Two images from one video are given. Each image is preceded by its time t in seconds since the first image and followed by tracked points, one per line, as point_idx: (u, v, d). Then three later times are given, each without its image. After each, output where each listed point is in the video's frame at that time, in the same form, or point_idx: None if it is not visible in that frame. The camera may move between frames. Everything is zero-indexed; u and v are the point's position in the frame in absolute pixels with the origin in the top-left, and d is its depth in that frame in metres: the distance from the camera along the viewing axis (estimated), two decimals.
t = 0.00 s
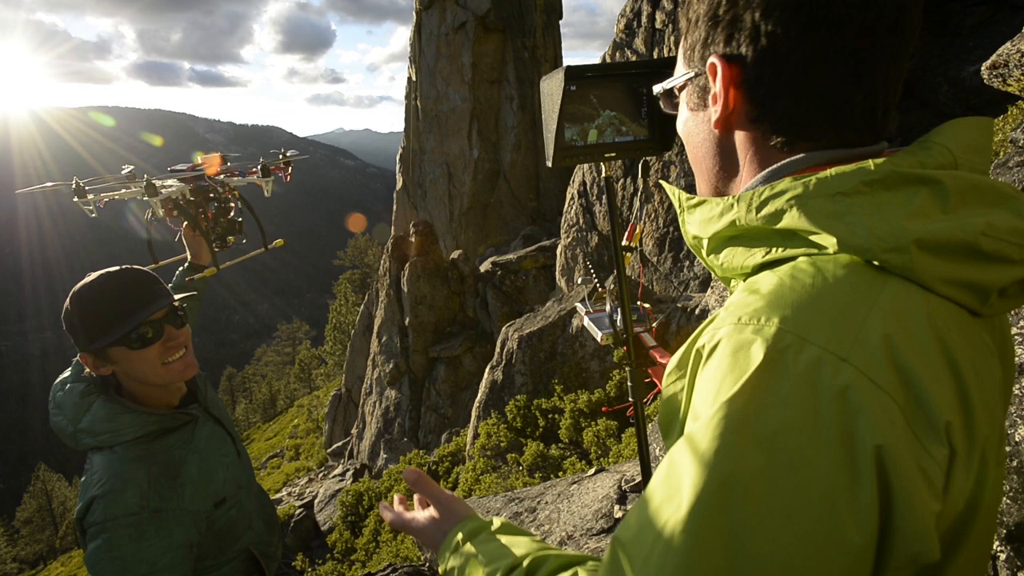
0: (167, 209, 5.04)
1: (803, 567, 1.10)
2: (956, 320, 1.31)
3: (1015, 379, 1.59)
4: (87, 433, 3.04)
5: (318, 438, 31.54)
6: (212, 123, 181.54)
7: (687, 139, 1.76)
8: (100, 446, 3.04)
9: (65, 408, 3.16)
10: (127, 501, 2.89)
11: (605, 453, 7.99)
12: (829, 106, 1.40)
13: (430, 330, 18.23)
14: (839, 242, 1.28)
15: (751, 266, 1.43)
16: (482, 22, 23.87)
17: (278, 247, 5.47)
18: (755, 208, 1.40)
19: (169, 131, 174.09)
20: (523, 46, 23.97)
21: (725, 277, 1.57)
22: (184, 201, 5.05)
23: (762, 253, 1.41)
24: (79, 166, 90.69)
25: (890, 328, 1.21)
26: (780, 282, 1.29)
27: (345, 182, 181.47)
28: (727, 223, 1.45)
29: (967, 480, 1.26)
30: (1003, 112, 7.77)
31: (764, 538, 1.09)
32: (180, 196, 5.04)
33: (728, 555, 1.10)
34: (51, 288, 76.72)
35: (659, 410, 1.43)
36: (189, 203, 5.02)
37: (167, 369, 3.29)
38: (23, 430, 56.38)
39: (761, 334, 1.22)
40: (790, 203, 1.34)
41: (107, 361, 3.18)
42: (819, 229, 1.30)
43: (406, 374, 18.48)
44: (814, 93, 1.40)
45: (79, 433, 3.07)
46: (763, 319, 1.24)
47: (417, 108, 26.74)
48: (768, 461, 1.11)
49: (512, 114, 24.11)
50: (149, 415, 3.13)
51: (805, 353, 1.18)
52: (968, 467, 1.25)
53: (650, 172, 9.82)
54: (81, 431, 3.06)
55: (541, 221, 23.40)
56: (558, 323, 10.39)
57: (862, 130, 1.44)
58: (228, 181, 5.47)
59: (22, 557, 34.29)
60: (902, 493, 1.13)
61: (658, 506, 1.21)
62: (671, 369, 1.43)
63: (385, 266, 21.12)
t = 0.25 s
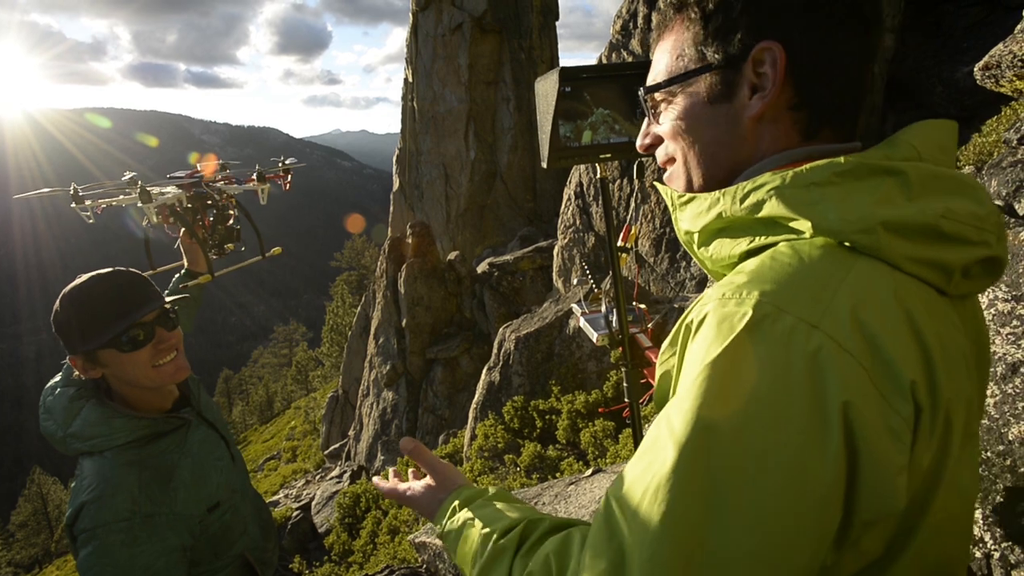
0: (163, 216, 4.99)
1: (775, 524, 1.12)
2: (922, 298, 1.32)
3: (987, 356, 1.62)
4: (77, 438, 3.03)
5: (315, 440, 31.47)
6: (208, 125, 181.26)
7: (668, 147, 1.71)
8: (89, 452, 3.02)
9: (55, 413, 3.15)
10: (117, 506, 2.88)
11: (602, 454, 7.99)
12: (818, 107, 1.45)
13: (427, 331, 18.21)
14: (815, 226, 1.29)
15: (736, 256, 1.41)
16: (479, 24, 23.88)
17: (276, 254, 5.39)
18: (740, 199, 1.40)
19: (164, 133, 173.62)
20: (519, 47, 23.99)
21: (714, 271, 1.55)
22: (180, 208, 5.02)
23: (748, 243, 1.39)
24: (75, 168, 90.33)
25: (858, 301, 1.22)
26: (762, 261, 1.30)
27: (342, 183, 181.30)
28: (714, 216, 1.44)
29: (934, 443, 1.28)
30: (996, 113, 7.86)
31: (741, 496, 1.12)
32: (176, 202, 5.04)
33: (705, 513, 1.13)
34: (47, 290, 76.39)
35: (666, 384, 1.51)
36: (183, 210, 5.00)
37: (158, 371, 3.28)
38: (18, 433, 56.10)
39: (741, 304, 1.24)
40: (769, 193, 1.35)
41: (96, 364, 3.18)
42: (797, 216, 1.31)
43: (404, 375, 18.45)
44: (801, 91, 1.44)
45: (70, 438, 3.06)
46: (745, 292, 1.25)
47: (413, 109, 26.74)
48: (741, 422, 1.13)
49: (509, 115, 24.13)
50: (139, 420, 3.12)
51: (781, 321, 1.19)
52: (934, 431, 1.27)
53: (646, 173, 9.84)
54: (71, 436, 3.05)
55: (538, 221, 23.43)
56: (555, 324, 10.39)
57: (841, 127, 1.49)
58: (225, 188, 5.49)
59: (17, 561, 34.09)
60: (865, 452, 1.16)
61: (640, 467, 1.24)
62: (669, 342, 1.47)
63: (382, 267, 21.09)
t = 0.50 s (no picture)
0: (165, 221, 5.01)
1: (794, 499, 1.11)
2: (910, 282, 1.35)
3: (972, 340, 1.66)
4: (70, 437, 3.04)
5: (315, 440, 31.43)
6: (208, 125, 181.25)
7: (662, 155, 1.72)
8: (83, 452, 3.03)
9: (50, 413, 3.17)
10: (108, 506, 2.88)
11: (602, 455, 7.99)
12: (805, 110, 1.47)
13: (427, 332, 18.20)
14: (806, 218, 1.31)
15: (731, 250, 1.41)
16: (478, 24, 23.90)
17: (277, 259, 5.36)
18: (733, 197, 1.41)
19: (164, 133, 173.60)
20: (519, 48, 24.02)
21: (709, 271, 1.55)
22: (181, 213, 4.99)
23: (742, 237, 1.40)
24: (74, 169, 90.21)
25: (849, 281, 1.24)
26: (757, 250, 1.32)
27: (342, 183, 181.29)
28: (709, 213, 1.45)
29: (928, 414, 1.31)
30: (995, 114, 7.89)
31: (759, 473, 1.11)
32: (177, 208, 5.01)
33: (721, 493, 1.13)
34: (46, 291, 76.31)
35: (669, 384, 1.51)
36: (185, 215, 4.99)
37: (152, 374, 3.28)
38: (17, 435, 56.00)
39: (740, 290, 1.26)
40: (761, 188, 1.37)
41: (88, 366, 3.17)
42: (790, 209, 1.32)
43: (404, 376, 18.45)
44: (790, 96, 1.46)
45: (63, 438, 3.07)
46: (740, 281, 1.27)
47: (413, 110, 26.74)
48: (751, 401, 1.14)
49: (509, 116, 24.14)
50: (133, 420, 3.13)
51: (777, 303, 1.21)
52: (930, 403, 1.29)
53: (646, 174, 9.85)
54: (63, 436, 3.06)
55: (538, 222, 23.44)
56: (555, 325, 10.39)
57: (828, 127, 1.52)
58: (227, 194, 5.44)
59: (17, 562, 34.00)
60: (868, 421, 1.17)
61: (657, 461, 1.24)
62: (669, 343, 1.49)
63: (382, 268, 21.08)
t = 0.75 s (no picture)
0: (168, 225, 4.96)
1: (840, 488, 1.13)
2: (907, 275, 1.37)
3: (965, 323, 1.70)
4: (67, 435, 3.05)
5: (316, 441, 31.41)
6: (209, 126, 181.29)
7: (654, 161, 1.74)
8: (79, 450, 3.03)
9: (48, 412, 3.18)
10: (102, 504, 2.87)
11: (602, 455, 7.99)
12: (784, 115, 1.48)
13: (427, 333, 18.19)
14: (802, 217, 1.30)
15: (728, 250, 1.40)
16: (479, 25, 23.93)
17: (281, 263, 5.31)
18: (728, 197, 1.40)
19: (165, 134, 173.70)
20: (519, 49, 24.06)
21: (706, 273, 1.54)
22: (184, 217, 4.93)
23: (739, 238, 1.38)
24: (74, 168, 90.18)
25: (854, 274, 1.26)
26: (762, 247, 1.32)
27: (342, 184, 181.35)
28: (703, 214, 1.44)
29: (934, 394, 1.35)
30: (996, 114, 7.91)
31: (802, 467, 1.13)
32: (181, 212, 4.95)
33: (766, 491, 1.14)
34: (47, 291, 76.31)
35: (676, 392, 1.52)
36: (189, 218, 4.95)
37: (159, 366, 3.33)
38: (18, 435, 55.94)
39: (751, 291, 1.27)
40: (757, 189, 1.36)
41: (92, 368, 3.14)
42: (787, 209, 1.32)
43: (404, 376, 18.44)
44: (769, 102, 1.46)
45: (60, 435, 3.08)
46: (749, 284, 1.28)
47: (413, 110, 26.76)
48: (780, 397, 1.16)
49: (509, 116, 24.17)
50: (129, 418, 3.13)
51: (789, 300, 1.22)
52: (936, 387, 1.33)
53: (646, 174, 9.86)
54: (61, 434, 3.07)
55: (538, 222, 23.45)
56: (555, 325, 10.39)
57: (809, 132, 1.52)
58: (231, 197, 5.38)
59: (17, 562, 33.93)
60: (893, 404, 1.20)
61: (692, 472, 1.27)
62: (674, 352, 1.48)
63: (382, 268, 21.09)
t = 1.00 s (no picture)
0: (173, 225, 4.93)
1: (833, 492, 1.11)
2: (923, 277, 1.37)
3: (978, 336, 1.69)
4: (69, 434, 3.06)
5: (317, 441, 31.45)
6: (211, 126, 181.39)
7: (663, 159, 1.75)
8: (81, 448, 3.05)
9: (50, 409, 3.21)
10: (101, 504, 2.87)
11: (604, 456, 7.99)
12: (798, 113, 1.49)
13: (429, 333, 18.20)
14: (816, 214, 1.31)
15: (738, 249, 1.40)
16: (481, 26, 23.95)
17: (285, 264, 5.28)
18: (742, 194, 1.41)
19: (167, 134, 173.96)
20: (521, 49, 24.07)
21: (714, 273, 1.54)
22: (190, 217, 4.92)
23: (751, 235, 1.39)
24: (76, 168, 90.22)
25: (868, 273, 1.26)
26: (774, 242, 1.33)
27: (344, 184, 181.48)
28: (715, 211, 1.45)
29: (948, 400, 1.34)
30: (999, 116, 7.91)
31: (796, 468, 1.12)
32: (186, 212, 4.93)
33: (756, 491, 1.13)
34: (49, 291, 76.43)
35: (682, 390, 1.51)
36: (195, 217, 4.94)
37: (156, 367, 3.31)
38: (20, 435, 56.03)
39: (760, 285, 1.27)
40: (770, 187, 1.37)
41: (90, 365, 3.15)
42: (800, 206, 1.33)
43: (405, 376, 18.45)
44: (782, 97, 1.47)
45: (63, 434, 3.09)
46: (759, 279, 1.28)
47: (415, 110, 26.77)
48: (783, 395, 1.16)
49: (511, 117, 24.18)
50: (130, 417, 3.13)
51: (799, 296, 1.23)
52: (947, 394, 1.32)
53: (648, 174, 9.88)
54: (63, 431, 3.09)
55: (540, 223, 23.46)
56: (557, 326, 10.39)
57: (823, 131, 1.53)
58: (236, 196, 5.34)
59: (18, 561, 33.96)
60: (900, 409, 1.19)
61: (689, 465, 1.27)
62: (680, 349, 1.49)
63: (384, 268, 21.09)
